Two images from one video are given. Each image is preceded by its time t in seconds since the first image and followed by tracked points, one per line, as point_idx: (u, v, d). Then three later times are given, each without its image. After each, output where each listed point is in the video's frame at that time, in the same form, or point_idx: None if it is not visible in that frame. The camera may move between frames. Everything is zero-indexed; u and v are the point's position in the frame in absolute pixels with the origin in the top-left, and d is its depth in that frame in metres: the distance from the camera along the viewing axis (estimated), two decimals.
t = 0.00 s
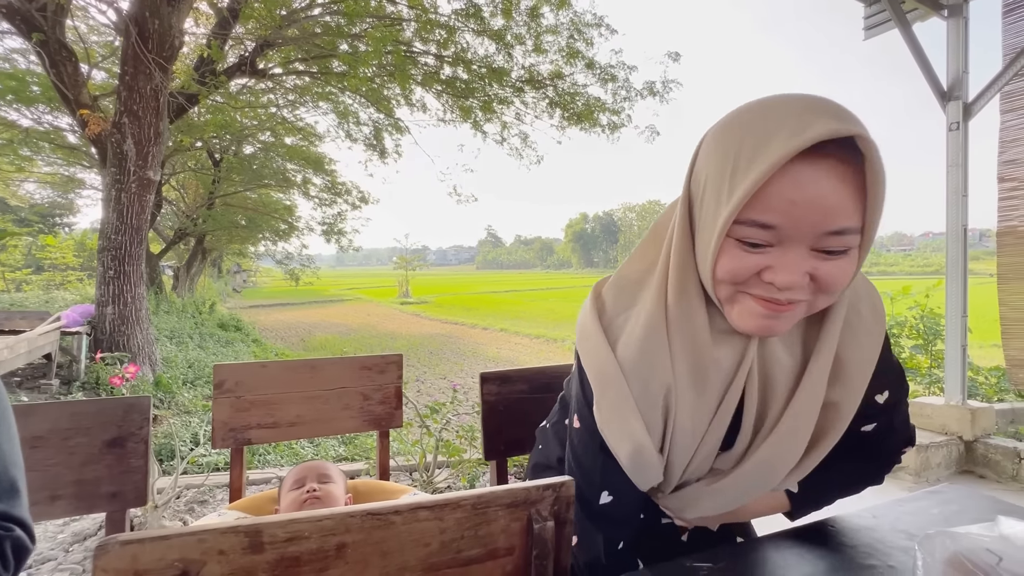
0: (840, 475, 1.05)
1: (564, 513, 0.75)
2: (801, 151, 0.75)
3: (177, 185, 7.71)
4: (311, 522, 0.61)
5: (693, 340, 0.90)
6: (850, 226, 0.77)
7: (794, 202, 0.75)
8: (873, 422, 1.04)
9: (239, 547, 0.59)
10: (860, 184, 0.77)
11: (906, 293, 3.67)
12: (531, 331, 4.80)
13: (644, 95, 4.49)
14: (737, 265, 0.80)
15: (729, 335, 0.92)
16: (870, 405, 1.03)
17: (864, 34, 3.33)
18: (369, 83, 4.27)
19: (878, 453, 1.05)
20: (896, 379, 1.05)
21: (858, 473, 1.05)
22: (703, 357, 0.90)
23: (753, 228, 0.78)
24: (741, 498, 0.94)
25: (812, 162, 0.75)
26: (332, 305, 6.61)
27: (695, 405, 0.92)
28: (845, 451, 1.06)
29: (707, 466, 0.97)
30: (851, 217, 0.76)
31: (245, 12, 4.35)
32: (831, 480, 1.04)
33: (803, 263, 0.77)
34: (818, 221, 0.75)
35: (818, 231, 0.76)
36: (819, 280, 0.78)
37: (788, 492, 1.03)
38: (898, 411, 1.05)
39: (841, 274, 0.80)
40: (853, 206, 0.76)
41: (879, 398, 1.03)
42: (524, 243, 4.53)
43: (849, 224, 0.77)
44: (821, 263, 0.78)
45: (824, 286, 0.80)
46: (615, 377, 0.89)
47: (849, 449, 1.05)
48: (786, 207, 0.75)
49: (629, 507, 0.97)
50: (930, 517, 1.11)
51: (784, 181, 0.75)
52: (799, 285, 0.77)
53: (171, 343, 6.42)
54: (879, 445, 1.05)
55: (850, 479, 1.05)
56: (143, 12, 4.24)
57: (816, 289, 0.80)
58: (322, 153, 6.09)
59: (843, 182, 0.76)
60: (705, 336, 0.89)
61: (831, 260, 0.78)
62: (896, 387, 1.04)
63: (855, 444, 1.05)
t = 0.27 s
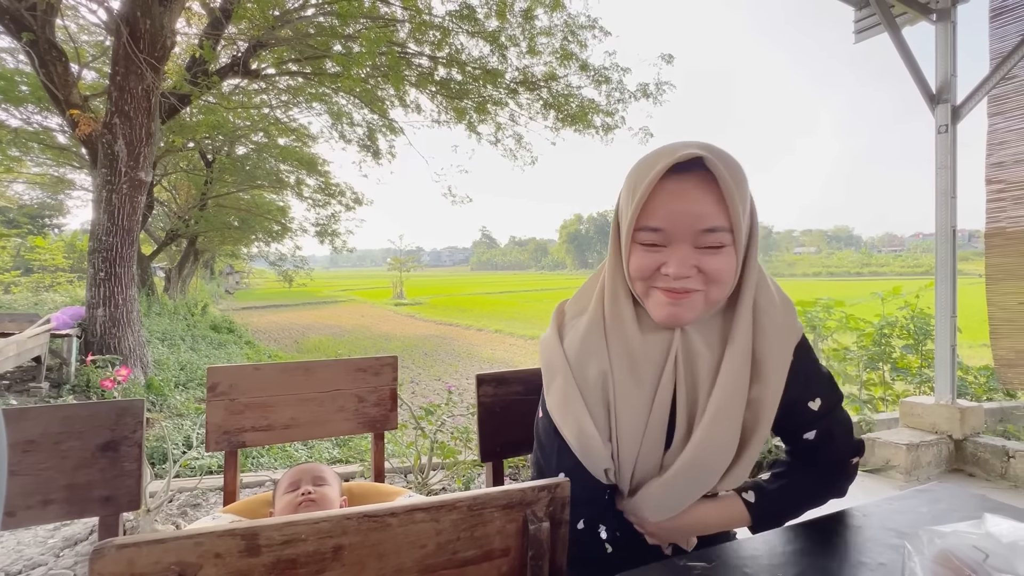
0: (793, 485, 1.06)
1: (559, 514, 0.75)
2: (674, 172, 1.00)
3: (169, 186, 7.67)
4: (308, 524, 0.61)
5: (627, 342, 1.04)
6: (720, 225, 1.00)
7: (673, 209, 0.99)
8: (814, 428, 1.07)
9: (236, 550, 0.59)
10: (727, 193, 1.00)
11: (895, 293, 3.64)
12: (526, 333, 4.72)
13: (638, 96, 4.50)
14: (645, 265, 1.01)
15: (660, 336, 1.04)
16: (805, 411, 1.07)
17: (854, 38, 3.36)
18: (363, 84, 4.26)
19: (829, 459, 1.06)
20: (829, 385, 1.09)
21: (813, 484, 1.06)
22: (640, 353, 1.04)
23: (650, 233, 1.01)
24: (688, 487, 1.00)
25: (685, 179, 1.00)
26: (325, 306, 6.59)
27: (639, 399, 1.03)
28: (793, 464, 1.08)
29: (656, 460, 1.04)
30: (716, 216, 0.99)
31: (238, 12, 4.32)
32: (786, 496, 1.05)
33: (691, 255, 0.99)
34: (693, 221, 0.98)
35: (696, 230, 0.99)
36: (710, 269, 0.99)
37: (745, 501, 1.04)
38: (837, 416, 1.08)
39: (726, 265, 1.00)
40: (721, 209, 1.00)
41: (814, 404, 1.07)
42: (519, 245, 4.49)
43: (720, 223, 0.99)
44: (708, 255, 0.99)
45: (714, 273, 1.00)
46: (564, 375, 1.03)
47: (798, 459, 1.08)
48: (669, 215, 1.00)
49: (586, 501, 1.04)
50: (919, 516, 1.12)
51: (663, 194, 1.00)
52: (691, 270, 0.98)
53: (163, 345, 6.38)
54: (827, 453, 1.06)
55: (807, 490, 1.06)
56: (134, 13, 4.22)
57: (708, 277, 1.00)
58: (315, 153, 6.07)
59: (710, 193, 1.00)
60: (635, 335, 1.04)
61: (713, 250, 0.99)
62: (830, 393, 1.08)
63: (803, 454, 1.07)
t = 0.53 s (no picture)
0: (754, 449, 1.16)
1: (559, 513, 0.75)
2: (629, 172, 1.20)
3: (167, 187, 7.67)
4: (308, 524, 0.61)
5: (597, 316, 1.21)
6: (670, 210, 1.18)
7: (631, 199, 1.18)
8: (762, 391, 1.19)
9: (236, 550, 0.58)
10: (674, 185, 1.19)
11: (891, 293, 3.59)
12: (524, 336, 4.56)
13: (635, 98, 4.51)
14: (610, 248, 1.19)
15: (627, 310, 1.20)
16: (751, 377, 1.20)
17: (850, 40, 3.37)
18: (361, 86, 4.26)
19: (776, 417, 1.18)
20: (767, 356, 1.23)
21: (772, 444, 1.16)
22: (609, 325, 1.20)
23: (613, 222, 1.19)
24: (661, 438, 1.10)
25: (638, 175, 1.19)
26: (324, 307, 6.59)
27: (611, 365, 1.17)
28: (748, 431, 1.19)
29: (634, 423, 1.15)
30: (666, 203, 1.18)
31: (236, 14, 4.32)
32: (759, 459, 1.14)
33: (647, 233, 1.15)
34: (646, 207, 1.17)
35: (649, 213, 1.16)
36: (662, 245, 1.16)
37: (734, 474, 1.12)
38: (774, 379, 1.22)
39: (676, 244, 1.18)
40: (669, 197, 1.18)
41: (759, 368, 1.21)
42: (517, 245, 4.46)
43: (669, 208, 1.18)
44: (660, 232, 1.16)
45: (666, 248, 1.16)
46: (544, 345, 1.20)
47: (750, 424, 1.19)
48: (627, 205, 1.19)
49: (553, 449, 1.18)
50: (918, 515, 1.12)
51: (622, 188, 1.19)
52: (646, 245, 1.15)
53: (161, 346, 6.37)
54: (774, 411, 1.18)
55: (767, 448, 1.16)
56: (132, 14, 4.22)
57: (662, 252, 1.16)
58: (314, 154, 6.06)
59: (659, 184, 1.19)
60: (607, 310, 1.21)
61: (664, 229, 1.16)
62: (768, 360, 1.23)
63: (754, 415, 1.18)
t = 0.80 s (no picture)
0: (728, 444, 1.31)
1: (562, 514, 0.75)
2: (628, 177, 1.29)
3: (169, 188, 7.68)
4: (308, 525, 0.61)
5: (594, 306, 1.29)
6: (664, 212, 1.27)
7: (630, 200, 1.26)
8: (737, 388, 1.35)
9: (235, 551, 0.58)
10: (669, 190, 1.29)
11: (893, 294, 3.57)
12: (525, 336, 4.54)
13: (636, 98, 4.51)
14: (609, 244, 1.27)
15: (623, 302, 1.29)
16: (730, 372, 1.35)
17: (851, 39, 3.36)
18: (363, 87, 4.26)
19: (748, 415, 1.33)
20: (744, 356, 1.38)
21: (743, 440, 1.31)
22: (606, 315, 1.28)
23: (613, 220, 1.27)
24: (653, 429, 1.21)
25: (636, 178, 1.28)
26: (325, 308, 6.61)
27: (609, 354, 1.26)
28: (721, 425, 1.34)
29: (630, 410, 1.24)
30: (660, 207, 1.27)
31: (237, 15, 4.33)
32: (738, 461, 1.27)
33: (645, 234, 1.25)
34: (645, 209, 1.25)
35: (647, 214, 1.25)
36: (659, 244, 1.25)
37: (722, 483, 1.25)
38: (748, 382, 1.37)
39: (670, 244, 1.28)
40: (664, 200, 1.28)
41: (737, 367, 1.36)
42: (518, 246, 4.46)
43: (664, 210, 1.27)
44: (657, 232, 1.25)
45: (661, 247, 1.26)
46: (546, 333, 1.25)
47: (724, 418, 1.33)
48: (626, 206, 1.27)
49: (520, 370, 1.27)
50: (923, 516, 1.12)
51: (622, 190, 1.27)
52: (643, 243, 1.25)
53: (163, 347, 6.37)
54: (747, 409, 1.34)
55: (739, 441, 1.30)
56: (134, 15, 4.23)
57: (657, 250, 1.26)
58: (315, 155, 6.06)
59: (655, 187, 1.28)
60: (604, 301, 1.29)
61: (660, 230, 1.26)
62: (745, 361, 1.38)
63: (728, 411, 1.33)
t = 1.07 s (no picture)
0: (714, 453, 1.30)
1: (565, 514, 0.75)
2: (631, 176, 1.35)
3: (171, 188, 7.70)
4: (310, 525, 0.60)
5: (591, 298, 1.35)
6: (664, 210, 1.33)
7: (631, 197, 1.32)
8: (729, 396, 1.34)
9: (237, 552, 0.58)
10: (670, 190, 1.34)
11: (897, 294, 3.55)
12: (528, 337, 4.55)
13: (638, 98, 4.50)
14: (609, 238, 1.34)
15: (618, 294, 1.35)
16: (724, 379, 1.35)
17: (854, 39, 3.36)
18: (365, 87, 4.25)
19: (738, 424, 1.32)
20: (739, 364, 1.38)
21: (730, 450, 1.30)
22: (601, 307, 1.34)
23: (613, 215, 1.34)
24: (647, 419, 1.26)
25: (637, 176, 1.34)
26: (327, 308, 6.62)
27: (602, 345, 1.31)
28: (709, 432, 1.33)
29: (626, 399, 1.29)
30: (661, 205, 1.33)
31: (240, 16, 4.33)
32: (724, 471, 1.28)
33: (642, 230, 1.30)
34: (644, 205, 1.31)
35: (646, 212, 1.31)
36: (655, 241, 1.31)
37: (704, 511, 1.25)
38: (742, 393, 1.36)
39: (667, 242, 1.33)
40: (664, 198, 1.33)
41: (730, 375, 1.35)
42: (520, 247, 4.46)
43: (663, 208, 1.33)
44: (654, 229, 1.31)
45: (659, 244, 1.32)
46: (539, 319, 1.34)
47: (714, 425, 1.33)
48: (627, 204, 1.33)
49: (494, 339, 1.35)
50: (927, 517, 1.11)
51: (624, 188, 1.33)
52: (641, 238, 1.30)
53: (165, 347, 6.38)
54: (737, 419, 1.33)
55: (726, 452, 1.29)
56: (137, 16, 4.25)
57: (655, 246, 1.32)
58: (317, 156, 6.06)
59: (656, 186, 1.34)
60: (599, 294, 1.35)
61: (659, 227, 1.31)
62: (739, 369, 1.37)
63: (718, 418, 1.33)
